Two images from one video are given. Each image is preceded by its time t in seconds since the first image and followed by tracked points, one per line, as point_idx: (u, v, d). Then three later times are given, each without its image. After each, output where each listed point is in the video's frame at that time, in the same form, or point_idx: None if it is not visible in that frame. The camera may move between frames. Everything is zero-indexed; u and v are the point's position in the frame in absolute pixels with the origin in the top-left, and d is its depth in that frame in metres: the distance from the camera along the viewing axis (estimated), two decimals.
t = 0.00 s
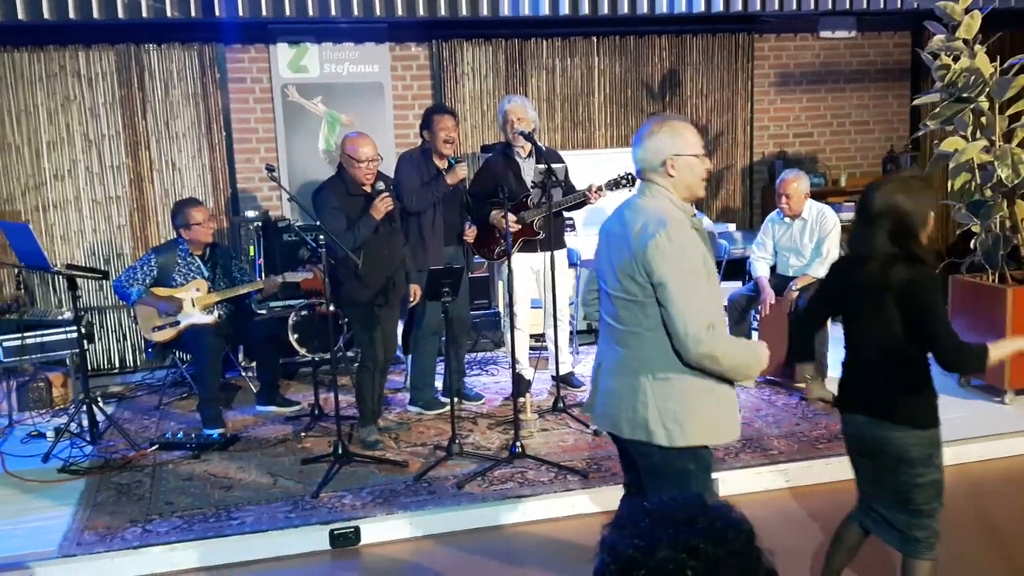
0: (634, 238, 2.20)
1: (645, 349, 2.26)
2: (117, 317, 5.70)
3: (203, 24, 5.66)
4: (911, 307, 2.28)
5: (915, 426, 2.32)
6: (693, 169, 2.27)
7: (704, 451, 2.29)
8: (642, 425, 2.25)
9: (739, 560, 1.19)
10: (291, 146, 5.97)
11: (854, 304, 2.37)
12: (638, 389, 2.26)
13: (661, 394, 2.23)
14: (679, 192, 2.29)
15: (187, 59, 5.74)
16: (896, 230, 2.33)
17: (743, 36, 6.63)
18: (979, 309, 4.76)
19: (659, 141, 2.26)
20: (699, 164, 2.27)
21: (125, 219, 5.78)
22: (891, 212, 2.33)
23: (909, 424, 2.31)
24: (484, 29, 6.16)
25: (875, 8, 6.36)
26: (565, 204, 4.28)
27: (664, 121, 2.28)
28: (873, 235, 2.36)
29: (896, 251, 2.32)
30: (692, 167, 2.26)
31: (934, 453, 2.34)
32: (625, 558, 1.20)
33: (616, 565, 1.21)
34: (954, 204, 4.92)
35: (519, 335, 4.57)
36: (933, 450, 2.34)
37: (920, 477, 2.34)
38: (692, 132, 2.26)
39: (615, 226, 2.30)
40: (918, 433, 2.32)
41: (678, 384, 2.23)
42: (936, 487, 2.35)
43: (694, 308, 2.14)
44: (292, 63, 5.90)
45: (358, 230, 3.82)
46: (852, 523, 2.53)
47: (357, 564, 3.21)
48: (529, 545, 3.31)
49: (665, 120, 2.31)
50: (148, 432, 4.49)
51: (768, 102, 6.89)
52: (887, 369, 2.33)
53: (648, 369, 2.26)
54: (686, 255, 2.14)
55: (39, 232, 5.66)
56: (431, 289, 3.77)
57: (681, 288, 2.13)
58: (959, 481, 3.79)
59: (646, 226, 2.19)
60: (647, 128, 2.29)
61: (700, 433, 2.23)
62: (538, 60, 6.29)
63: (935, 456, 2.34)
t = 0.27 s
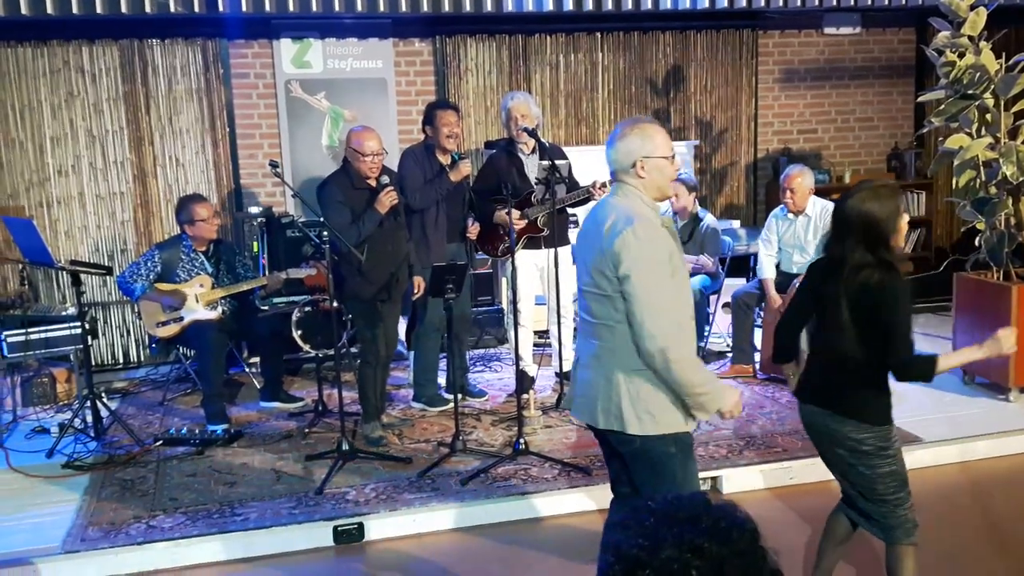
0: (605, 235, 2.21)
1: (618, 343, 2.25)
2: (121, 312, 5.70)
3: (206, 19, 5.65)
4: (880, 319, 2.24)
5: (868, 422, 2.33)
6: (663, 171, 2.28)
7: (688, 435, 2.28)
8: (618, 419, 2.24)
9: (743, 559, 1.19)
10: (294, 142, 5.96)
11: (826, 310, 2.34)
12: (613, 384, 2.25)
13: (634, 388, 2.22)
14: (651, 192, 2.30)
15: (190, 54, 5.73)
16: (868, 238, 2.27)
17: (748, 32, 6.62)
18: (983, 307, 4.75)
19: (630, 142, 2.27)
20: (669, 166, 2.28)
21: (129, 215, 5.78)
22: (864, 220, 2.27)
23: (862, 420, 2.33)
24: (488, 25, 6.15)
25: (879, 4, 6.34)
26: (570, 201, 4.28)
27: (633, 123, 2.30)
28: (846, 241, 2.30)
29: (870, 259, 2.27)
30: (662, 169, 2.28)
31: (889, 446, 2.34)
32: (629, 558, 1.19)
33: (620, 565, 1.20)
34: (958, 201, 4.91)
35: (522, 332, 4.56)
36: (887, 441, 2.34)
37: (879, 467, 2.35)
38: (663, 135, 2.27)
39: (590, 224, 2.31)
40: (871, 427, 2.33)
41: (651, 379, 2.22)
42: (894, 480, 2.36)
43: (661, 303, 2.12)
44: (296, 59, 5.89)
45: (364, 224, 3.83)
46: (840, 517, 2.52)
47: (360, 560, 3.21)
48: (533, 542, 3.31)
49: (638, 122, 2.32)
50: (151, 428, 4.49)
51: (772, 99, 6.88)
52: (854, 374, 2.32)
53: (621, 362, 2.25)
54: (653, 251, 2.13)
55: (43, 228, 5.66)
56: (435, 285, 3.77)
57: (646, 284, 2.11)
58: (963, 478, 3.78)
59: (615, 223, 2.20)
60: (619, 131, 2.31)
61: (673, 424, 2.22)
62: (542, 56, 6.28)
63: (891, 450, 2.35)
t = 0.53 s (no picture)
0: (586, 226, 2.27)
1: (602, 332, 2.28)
2: (128, 310, 5.72)
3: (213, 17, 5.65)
4: (849, 304, 2.29)
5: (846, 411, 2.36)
6: (649, 165, 2.32)
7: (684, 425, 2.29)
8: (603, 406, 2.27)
9: (751, 560, 1.19)
10: (300, 140, 5.97)
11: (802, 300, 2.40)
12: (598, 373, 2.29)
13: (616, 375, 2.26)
14: (636, 185, 2.34)
15: (197, 53, 5.74)
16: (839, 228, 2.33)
17: (754, 28, 6.60)
18: (990, 304, 4.74)
19: (616, 136, 2.30)
20: (656, 159, 2.32)
21: (135, 213, 5.79)
22: (834, 212, 2.34)
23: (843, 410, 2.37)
24: (494, 22, 6.14)
25: None
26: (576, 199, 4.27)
27: (621, 118, 2.33)
28: (819, 233, 2.37)
29: (843, 251, 2.33)
30: (649, 162, 2.31)
31: (874, 432, 2.36)
32: (636, 557, 1.19)
33: (626, 565, 1.19)
34: (966, 198, 4.89)
35: (528, 329, 4.55)
36: (874, 428, 2.36)
37: (870, 453, 2.38)
38: (650, 129, 2.31)
39: (575, 219, 2.37)
40: (854, 417, 2.36)
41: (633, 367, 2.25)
42: (887, 461, 2.38)
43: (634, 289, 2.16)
44: (302, 56, 5.90)
45: (370, 223, 3.82)
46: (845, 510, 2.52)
47: (366, 558, 3.21)
48: (539, 539, 3.31)
49: (625, 116, 2.35)
50: (158, 425, 4.50)
51: (779, 95, 6.86)
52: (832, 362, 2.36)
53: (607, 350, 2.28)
54: (627, 238, 2.18)
55: (50, 226, 5.68)
56: (441, 283, 3.77)
57: (620, 269, 2.16)
58: (970, 476, 3.77)
59: (595, 214, 2.25)
60: (605, 125, 2.34)
61: (659, 410, 2.23)
62: (548, 53, 6.27)
63: (878, 434, 2.36)
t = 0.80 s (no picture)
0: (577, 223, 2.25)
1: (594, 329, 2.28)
2: (124, 304, 5.71)
3: (209, 10, 5.63)
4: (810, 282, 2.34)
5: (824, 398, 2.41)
6: (638, 160, 2.30)
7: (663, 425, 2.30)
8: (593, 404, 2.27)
9: (747, 558, 1.19)
10: (297, 134, 5.96)
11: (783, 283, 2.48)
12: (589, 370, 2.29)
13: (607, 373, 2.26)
14: (626, 181, 2.32)
15: (193, 46, 5.72)
16: (807, 206, 2.41)
17: (752, 24, 6.60)
18: (986, 301, 4.75)
19: (605, 132, 2.29)
20: (644, 154, 2.31)
21: (131, 207, 5.78)
22: (799, 191, 2.42)
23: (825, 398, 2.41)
24: (491, 17, 6.13)
25: None
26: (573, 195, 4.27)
27: (609, 113, 2.32)
28: (793, 213, 2.45)
29: (808, 229, 2.39)
30: (638, 158, 2.30)
31: (849, 422, 2.39)
32: (633, 554, 1.19)
33: (624, 562, 1.19)
34: (962, 194, 4.89)
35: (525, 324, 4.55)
36: (848, 418, 2.39)
37: (843, 441, 2.41)
38: (638, 124, 2.29)
39: (565, 215, 2.35)
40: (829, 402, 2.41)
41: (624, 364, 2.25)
42: (854, 455, 2.41)
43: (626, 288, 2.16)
44: (299, 50, 5.88)
45: (368, 216, 3.82)
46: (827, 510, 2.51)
47: (363, 553, 3.21)
48: (535, 534, 3.31)
49: (613, 112, 2.34)
50: (154, 420, 4.50)
51: (777, 91, 6.85)
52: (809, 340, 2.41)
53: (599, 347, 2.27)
54: (619, 237, 2.17)
55: (45, 219, 5.66)
56: (437, 278, 3.77)
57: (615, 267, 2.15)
58: (966, 472, 3.78)
59: (586, 212, 2.24)
60: (593, 120, 2.33)
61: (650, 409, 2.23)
62: (546, 48, 6.26)
63: (850, 427, 2.39)
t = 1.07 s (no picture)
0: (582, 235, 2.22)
1: (590, 342, 2.25)
2: (126, 310, 5.71)
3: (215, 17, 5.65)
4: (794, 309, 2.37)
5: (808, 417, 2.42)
6: (638, 173, 2.29)
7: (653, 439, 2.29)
8: (592, 417, 2.24)
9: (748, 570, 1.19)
10: (300, 141, 5.98)
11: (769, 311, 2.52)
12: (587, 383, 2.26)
13: (609, 387, 2.23)
14: (626, 194, 2.31)
15: (198, 52, 5.74)
16: (788, 235, 2.43)
17: (755, 34, 6.61)
18: (987, 313, 4.75)
19: (605, 145, 2.28)
20: (644, 167, 2.30)
21: (134, 212, 5.79)
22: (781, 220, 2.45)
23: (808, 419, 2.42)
24: (495, 25, 6.15)
25: (888, 6, 6.33)
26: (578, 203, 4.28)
27: (608, 126, 2.31)
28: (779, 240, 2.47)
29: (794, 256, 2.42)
30: (638, 171, 2.29)
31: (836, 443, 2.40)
32: (636, 564, 1.19)
33: (625, 573, 1.19)
34: (964, 205, 4.90)
35: (528, 332, 4.56)
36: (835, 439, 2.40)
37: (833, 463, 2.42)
38: (638, 137, 2.28)
39: (563, 226, 2.32)
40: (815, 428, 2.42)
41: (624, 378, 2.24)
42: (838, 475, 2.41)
43: (637, 302, 2.14)
44: (303, 57, 5.90)
45: (370, 224, 3.82)
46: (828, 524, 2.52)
47: (363, 560, 3.21)
48: (535, 544, 3.31)
49: (612, 124, 2.33)
50: (155, 425, 4.50)
51: (779, 101, 6.86)
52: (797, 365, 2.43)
53: (594, 361, 2.25)
54: (629, 251, 2.16)
55: (48, 224, 5.67)
56: (439, 286, 3.77)
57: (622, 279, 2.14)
58: (967, 484, 3.78)
59: (592, 225, 2.21)
60: (593, 132, 2.32)
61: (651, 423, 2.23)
62: (549, 56, 6.27)
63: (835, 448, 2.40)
